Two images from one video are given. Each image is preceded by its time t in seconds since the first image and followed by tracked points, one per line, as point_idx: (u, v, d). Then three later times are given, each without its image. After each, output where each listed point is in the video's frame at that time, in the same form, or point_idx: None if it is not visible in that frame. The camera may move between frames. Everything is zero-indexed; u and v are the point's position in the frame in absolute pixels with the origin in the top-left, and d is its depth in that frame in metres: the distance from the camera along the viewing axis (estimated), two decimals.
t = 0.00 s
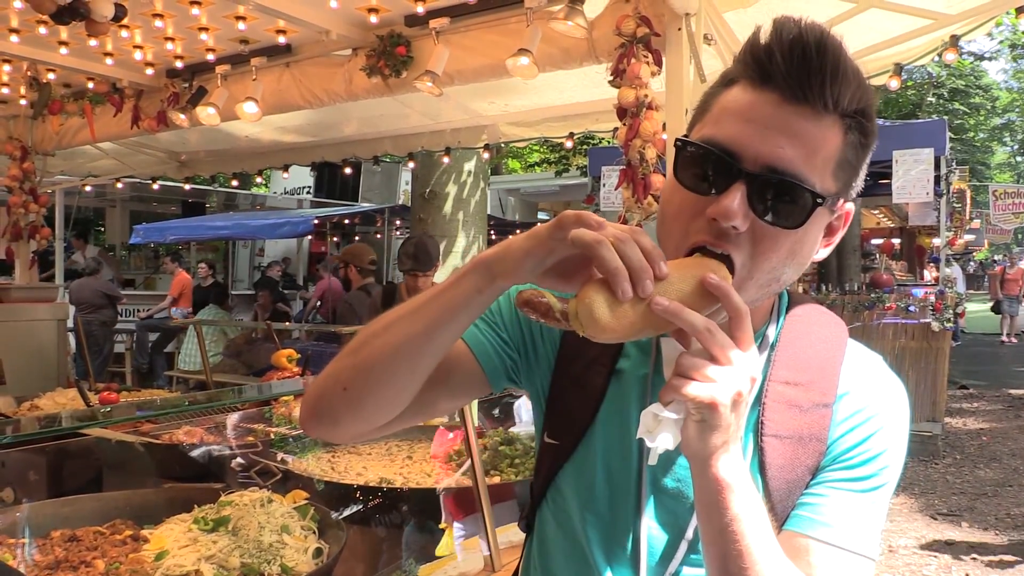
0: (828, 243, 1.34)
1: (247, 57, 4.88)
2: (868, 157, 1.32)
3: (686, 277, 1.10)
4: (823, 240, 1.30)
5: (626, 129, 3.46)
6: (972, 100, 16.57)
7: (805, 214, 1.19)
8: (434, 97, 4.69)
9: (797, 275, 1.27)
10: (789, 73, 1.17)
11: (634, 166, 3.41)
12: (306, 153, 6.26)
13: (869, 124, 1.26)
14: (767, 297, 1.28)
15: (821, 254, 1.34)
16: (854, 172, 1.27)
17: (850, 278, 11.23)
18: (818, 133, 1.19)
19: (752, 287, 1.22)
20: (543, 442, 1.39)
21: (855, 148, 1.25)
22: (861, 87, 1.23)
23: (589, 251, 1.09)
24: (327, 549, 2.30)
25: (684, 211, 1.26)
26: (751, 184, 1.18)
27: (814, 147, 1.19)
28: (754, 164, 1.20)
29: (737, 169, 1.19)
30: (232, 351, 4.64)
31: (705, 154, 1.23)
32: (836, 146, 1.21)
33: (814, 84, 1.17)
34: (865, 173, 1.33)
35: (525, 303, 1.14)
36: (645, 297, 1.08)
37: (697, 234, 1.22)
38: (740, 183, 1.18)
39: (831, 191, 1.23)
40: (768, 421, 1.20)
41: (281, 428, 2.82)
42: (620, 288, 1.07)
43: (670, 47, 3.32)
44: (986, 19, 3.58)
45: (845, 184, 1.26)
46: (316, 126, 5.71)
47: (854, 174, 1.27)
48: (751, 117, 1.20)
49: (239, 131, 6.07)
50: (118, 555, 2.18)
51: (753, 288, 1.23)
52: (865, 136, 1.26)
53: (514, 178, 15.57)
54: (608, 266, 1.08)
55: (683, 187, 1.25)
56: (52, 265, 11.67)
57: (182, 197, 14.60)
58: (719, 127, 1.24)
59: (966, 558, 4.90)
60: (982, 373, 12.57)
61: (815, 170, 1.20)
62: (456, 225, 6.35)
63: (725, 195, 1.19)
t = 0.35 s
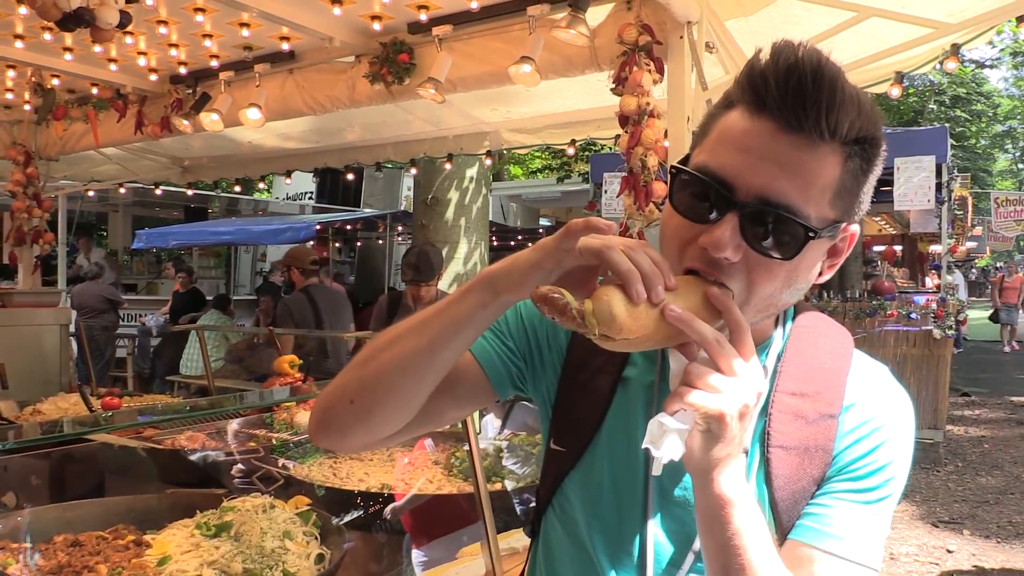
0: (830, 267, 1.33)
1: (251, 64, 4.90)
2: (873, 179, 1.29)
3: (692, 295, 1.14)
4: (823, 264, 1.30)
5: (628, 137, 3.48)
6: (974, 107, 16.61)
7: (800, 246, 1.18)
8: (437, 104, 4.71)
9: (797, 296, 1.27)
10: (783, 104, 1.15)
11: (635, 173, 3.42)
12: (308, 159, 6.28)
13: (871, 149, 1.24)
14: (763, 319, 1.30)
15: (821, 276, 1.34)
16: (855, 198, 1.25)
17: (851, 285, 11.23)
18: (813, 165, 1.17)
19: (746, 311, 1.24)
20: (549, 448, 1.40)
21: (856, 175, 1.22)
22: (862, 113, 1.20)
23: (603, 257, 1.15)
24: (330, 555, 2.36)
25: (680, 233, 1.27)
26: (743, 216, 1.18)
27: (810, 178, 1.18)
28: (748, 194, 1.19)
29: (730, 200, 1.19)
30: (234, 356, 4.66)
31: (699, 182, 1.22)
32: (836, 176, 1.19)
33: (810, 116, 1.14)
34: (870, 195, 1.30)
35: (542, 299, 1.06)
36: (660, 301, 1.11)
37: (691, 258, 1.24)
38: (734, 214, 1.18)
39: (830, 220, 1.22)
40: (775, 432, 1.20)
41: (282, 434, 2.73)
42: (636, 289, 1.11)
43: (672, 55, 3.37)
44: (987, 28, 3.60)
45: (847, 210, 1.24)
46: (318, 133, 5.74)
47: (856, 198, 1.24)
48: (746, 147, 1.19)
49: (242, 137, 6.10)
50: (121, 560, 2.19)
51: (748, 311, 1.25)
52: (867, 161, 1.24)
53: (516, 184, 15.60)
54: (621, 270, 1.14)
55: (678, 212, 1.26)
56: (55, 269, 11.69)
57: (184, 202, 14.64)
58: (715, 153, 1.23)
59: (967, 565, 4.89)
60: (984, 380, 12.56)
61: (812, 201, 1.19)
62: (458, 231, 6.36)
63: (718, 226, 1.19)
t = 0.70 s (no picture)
0: (839, 282, 1.33)
1: (256, 73, 4.94)
2: (879, 196, 1.30)
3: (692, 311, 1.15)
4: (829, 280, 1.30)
5: (631, 146, 3.49)
6: (975, 115, 16.66)
7: (806, 264, 1.19)
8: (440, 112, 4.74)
9: (803, 314, 1.28)
10: (790, 123, 1.16)
11: (638, 181, 3.43)
12: (312, 168, 6.31)
13: (878, 167, 1.25)
14: (770, 335, 1.30)
15: (828, 292, 1.34)
16: (861, 217, 1.26)
17: (854, 293, 11.23)
18: (820, 183, 1.18)
19: (753, 328, 1.24)
20: (553, 453, 1.41)
21: (862, 192, 1.23)
22: (868, 131, 1.21)
23: (609, 265, 1.15)
24: (334, 562, 2.33)
25: (685, 250, 1.28)
26: (751, 233, 1.18)
27: (817, 196, 1.18)
28: (756, 212, 1.19)
29: (737, 217, 1.19)
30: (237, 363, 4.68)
31: (703, 200, 1.23)
32: (843, 192, 1.20)
33: (817, 135, 1.15)
34: (876, 212, 1.31)
35: (546, 301, 1.10)
36: (664, 314, 1.12)
37: (697, 274, 1.25)
38: (740, 231, 1.18)
39: (837, 236, 1.23)
40: (779, 443, 1.21)
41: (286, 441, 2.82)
42: (641, 302, 1.11)
43: (675, 64, 3.41)
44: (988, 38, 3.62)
45: (854, 227, 1.25)
46: (322, 141, 5.77)
47: (863, 215, 1.26)
48: (752, 166, 1.19)
49: (246, 146, 6.13)
50: (125, 568, 2.19)
51: (755, 328, 1.25)
52: (874, 178, 1.25)
53: (518, 192, 15.65)
54: (630, 280, 1.14)
55: (685, 229, 1.26)
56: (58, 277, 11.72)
57: (188, 210, 14.69)
58: (722, 171, 1.23)
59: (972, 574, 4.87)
60: (987, 388, 12.53)
61: (819, 217, 1.20)
62: (461, 239, 6.39)
63: (724, 243, 1.19)
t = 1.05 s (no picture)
0: (850, 294, 1.32)
1: (260, 81, 4.97)
2: (893, 211, 1.28)
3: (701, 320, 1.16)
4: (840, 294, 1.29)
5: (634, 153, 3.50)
6: (978, 121, 16.67)
7: (818, 282, 1.19)
8: (443, 120, 4.75)
9: (813, 330, 1.28)
10: (799, 144, 1.15)
11: (641, 189, 3.44)
12: (315, 175, 6.33)
13: (889, 185, 1.24)
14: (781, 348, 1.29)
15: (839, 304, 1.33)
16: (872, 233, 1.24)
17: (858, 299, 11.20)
18: (829, 202, 1.17)
19: (764, 341, 1.25)
20: (554, 458, 1.41)
21: (873, 210, 1.23)
22: (879, 151, 1.20)
23: (629, 266, 1.17)
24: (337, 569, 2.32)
25: (695, 262, 1.28)
26: (761, 251, 1.17)
27: (827, 215, 1.17)
28: (765, 231, 1.19)
29: (746, 235, 1.19)
30: (240, 371, 4.70)
31: (713, 217, 1.23)
32: (853, 211, 1.19)
33: (827, 155, 1.14)
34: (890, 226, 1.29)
35: (564, 295, 1.10)
36: (677, 318, 1.13)
37: (706, 287, 1.26)
38: (749, 248, 1.18)
39: (848, 254, 1.22)
40: (785, 454, 1.21)
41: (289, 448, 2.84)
42: (657, 302, 1.12)
43: (678, 72, 3.45)
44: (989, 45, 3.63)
45: (865, 244, 1.24)
46: (326, 148, 5.78)
47: (874, 231, 1.25)
48: (762, 185, 1.19)
49: (249, 154, 6.16)
50: None
51: (766, 343, 1.26)
52: (884, 196, 1.24)
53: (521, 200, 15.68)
54: (647, 281, 1.15)
55: (694, 246, 1.26)
56: (62, 284, 11.76)
57: (192, 217, 14.76)
58: (730, 189, 1.23)
59: None
60: (992, 395, 12.48)
61: (830, 236, 1.19)
62: (464, 246, 6.40)
63: (734, 262, 1.20)
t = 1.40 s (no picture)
0: (874, 313, 1.29)
1: (263, 86, 4.99)
2: (920, 233, 1.24)
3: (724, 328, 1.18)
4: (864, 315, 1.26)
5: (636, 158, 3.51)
6: (979, 127, 16.67)
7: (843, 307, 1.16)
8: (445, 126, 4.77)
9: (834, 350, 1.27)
10: (827, 173, 1.10)
11: (642, 195, 3.45)
12: (318, 180, 6.34)
13: (918, 211, 1.20)
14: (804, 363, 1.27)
15: (863, 322, 1.30)
16: (900, 257, 1.21)
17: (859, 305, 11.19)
18: (854, 230, 1.13)
19: (785, 359, 1.24)
20: (560, 460, 1.41)
21: (900, 237, 1.19)
22: (910, 178, 1.15)
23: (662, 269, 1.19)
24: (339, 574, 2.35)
25: (716, 273, 1.28)
26: (785, 274, 1.15)
27: (852, 242, 1.14)
28: (791, 255, 1.15)
29: (771, 257, 1.16)
30: (242, 375, 4.71)
31: (735, 236, 1.20)
32: (880, 238, 1.16)
33: (855, 184, 1.10)
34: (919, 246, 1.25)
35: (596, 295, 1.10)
36: (704, 326, 1.15)
37: (726, 301, 1.25)
38: (773, 270, 1.16)
39: (871, 281, 1.19)
40: (799, 466, 1.20)
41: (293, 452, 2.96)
42: (686, 309, 1.15)
43: (679, 78, 3.45)
44: (991, 52, 3.64)
45: (889, 269, 1.21)
46: (329, 154, 5.80)
47: (899, 256, 1.22)
48: (787, 208, 1.15)
49: (252, 159, 6.18)
50: None
51: (788, 361, 1.24)
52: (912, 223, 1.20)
53: (523, 205, 15.70)
54: (679, 287, 1.17)
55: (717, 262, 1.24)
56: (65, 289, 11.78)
57: (194, 222, 14.80)
58: (755, 210, 1.19)
59: None
60: (994, 401, 12.45)
61: (854, 263, 1.16)
62: (466, 251, 6.41)
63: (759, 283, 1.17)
